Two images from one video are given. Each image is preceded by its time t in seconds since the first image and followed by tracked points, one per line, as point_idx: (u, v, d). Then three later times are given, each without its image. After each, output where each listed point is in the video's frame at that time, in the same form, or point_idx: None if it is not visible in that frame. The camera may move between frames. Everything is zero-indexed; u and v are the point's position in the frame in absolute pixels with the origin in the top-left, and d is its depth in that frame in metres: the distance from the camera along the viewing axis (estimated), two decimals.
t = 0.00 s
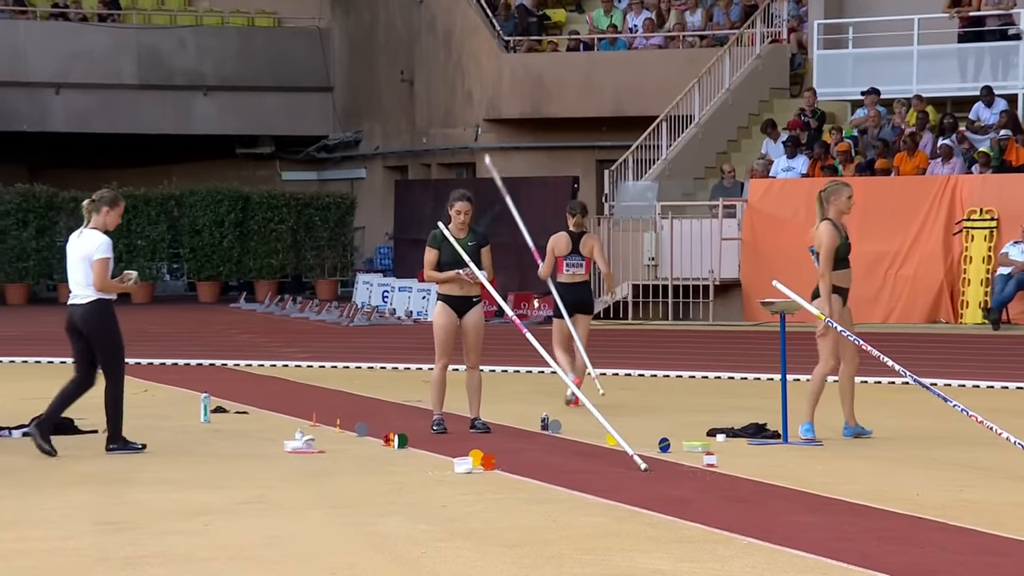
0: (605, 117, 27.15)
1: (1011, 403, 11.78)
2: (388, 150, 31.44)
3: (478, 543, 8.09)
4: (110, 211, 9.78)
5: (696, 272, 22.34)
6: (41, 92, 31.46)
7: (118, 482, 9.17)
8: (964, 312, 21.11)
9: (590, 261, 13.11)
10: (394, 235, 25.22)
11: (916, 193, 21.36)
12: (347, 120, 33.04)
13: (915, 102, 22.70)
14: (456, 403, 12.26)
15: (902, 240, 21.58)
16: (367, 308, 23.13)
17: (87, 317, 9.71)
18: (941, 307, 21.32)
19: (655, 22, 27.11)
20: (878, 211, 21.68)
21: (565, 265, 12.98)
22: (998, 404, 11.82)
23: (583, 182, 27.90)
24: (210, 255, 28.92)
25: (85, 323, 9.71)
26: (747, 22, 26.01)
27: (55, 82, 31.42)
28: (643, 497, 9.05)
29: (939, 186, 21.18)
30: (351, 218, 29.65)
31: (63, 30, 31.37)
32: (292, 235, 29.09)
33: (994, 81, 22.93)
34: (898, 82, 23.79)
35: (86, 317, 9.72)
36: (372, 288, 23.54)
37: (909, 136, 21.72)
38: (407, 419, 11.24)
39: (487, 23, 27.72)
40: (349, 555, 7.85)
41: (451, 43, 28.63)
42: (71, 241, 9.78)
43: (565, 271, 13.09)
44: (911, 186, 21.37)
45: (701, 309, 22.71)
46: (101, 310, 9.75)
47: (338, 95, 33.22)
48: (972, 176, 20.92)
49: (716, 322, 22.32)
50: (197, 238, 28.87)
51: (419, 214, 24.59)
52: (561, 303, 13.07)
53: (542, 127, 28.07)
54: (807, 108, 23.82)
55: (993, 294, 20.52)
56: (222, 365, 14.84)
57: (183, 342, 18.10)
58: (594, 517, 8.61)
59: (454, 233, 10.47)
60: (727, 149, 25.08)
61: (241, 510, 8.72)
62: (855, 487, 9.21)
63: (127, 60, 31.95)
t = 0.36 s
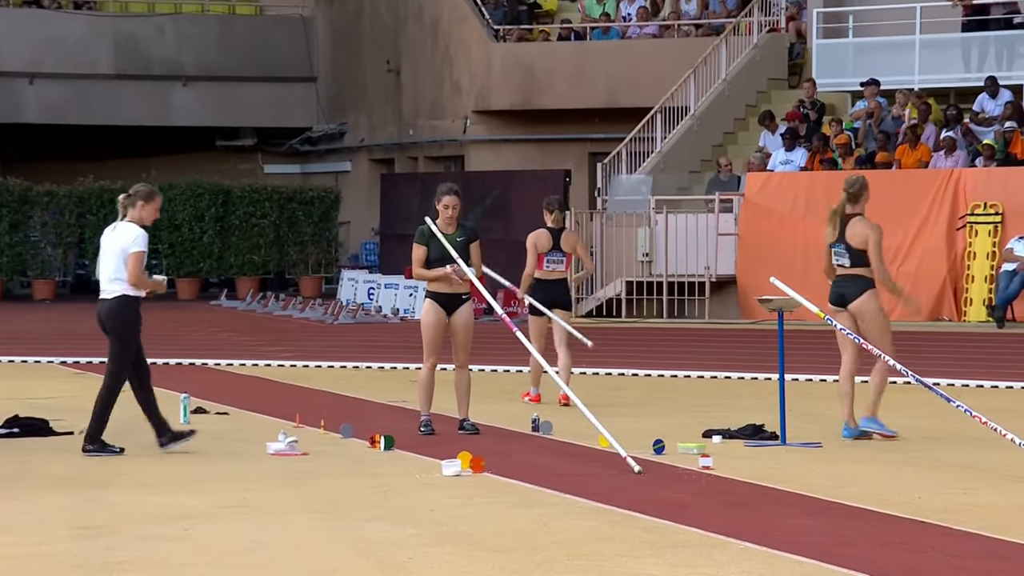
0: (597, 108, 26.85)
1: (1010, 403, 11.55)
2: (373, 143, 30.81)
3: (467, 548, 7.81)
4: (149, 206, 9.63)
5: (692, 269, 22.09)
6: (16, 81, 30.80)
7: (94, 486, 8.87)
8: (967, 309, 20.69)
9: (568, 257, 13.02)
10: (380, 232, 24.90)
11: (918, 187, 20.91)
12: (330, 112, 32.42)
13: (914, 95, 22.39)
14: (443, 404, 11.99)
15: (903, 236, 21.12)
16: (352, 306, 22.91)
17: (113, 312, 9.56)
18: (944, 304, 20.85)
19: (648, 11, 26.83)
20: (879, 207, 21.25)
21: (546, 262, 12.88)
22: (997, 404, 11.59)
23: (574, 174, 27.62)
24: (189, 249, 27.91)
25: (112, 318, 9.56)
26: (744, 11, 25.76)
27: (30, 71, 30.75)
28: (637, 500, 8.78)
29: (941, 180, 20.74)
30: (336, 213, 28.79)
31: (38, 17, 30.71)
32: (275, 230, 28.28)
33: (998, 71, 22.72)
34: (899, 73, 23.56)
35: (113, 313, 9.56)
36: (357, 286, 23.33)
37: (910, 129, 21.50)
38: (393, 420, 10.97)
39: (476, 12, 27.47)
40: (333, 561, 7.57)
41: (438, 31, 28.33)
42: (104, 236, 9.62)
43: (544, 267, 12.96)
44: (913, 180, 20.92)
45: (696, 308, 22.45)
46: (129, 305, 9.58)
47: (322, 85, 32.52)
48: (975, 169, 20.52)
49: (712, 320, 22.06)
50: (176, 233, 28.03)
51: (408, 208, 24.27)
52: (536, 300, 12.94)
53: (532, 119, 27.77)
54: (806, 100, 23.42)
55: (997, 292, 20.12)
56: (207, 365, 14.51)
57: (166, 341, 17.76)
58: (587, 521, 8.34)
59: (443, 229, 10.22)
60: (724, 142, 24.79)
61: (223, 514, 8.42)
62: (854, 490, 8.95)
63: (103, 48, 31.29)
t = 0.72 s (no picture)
0: (590, 99, 26.34)
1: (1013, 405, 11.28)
2: (359, 135, 29.97)
3: (455, 553, 7.52)
4: (200, 209, 9.39)
5: (687, 265, 21.80)
6: None
7: (69, 490, 8.57)
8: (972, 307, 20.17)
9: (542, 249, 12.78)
10: (366, 226, 24.60)
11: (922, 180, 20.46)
12: (316, 103, 31.22)
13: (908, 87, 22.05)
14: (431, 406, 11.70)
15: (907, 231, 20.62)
16: (336, 303, 22.61)
17: (143, 309, 9.32)
18: (949, 302, 20.31)
19: None
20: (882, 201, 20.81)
21: (518, 254, 12.63)
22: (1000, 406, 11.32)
23: (567, 168, 27.04)
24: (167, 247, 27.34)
25: (140, 316, 9.32)
26: None
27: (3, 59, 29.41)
28: (631, 504, 8.50)
29: (946, 174, 20.28)
30: (319, 208, 28.41)
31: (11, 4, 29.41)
32: (256, 225, 27.78)
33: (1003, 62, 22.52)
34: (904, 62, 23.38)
35: (143, 310, 9.32)
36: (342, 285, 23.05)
37: (914, 122, 20.93)
38: (379, 421, 10.69)
39: None
40: (316, 566, 7.28)
41: (425, 20, 27.68)
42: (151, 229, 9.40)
43: (517, 260, 12.71)
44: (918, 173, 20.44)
45: (695, 305, 22.05)
46: (159, 305, 9.35)
47: (305, 76, 31.42)
48: (981, 162, 20.06)
49: (708, 318, 21.66)
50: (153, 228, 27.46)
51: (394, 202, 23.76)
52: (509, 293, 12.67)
53: (522, 110, 27.15)
54: (806, 91, 23.09)
55: (1002, 289, 19.59)
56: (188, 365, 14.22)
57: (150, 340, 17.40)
58: (580, 526, 8.05)
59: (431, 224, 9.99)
60: (721, 134, 24.49)
61: (203, 519, 8.13)
62: (856, 494, 8.68)
63: (78, 35, 29.97)
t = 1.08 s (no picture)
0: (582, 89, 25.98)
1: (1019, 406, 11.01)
2: (345, 126, 29.43)
3: (445, 559, 7.23)
4: (264, 250, 9.24)
5: (686, 261, 21.52)
6: None
7: (45, 494, 8.27)
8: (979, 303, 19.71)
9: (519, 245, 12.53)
10: (352, 222, 24.28)
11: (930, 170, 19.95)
12: (298, 94, 30.77)
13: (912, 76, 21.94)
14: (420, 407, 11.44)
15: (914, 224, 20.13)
16: (321, 300, 22.34)
17: (162, 309, 9.29)
18: (955, 299, 19.85)
19: None
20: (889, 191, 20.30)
21: (497, 249, 12.36)
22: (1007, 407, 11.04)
23: (559, 160, 26.66)
24: (148, 241, 27.14)
25: (162, 315, 9.28)
26: None
27: None
28: (627, 508, 8.22)
29: (954, 165, 19.80)
30: (304, 201, 28.23)
31: None
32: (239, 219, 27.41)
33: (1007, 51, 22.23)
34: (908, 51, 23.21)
35: (162, 310, 9.29)
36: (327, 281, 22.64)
37: (919, 113, 20.59)
38: (367, 421, 10.43)
39: None
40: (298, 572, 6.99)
41: (412, 9, 27.19)
42: (210, 246, 9.33)
43: (495, 256, 12.42)
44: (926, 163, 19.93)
45: (692, 303, 21.79)
46: (180, 308, 9.30)
47: (288, 65, 30.95)
48: (989, 154, 19.59)
49: (706, 315, 21.35)
50: (133, 222, 27.10)
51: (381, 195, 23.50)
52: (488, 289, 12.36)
53: (513, 102, 26.73)
54: (807, 81, 22.77)
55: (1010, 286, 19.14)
56: (173, 364, 13.93)
57: (137, 338, 17.11)
58: (574, 530, 7.77)
59: (418, 218, 9.71)
60: (720, 124, 24.16)
61: (184, 524, 7.84)
62: (860, 498, 8.40)
63: (54, 24, 29.48)
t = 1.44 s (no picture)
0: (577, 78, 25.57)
1: None
2: (333, 116, 28.88)
3: (435, 563, 6.96)
4: (285, 318, 8.75)
5: (685, 256, 21.20)
6: None
7: (22, 498, 7.98)
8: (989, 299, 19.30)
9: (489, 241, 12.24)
10: (339, 214, 24.01)
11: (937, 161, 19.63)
12: (286, 83, 29.96)
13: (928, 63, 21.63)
14: (410, 407, 11.17)
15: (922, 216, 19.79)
16: (308, 297, 22.01)
17: (167, 312, 9.06)
18: (964, 295, 19.44)
19: None
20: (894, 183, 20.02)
21: (469, 245, 12.03)
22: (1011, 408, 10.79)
23: (554, 150, 26.28)
24: (129, 236, 26.62)
25: (168, 317, 9.06)
26: None
27: None
28: (624, 512, 7.95)
29: (962, 157, 19.44)
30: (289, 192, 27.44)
31: None
32: (222, 212, 26.72)
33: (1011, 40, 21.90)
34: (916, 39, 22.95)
35: (169, 314, 9.07)
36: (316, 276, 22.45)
37: (928, 102, 20.37)
38: (356, 422, 10.16)
39: None
40: None
41: None
42: (243, 287, 8.88)
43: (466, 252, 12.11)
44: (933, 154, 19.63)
45: (691, 299, 21.50)
46: (188, 315, 9.05)
47: (274, 52, 30.13)
48: (997, 145, 19.23)
49: (707, 311, 21.07)
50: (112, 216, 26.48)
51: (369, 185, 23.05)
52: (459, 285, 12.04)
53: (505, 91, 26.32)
54: (811, 68, 22.37)
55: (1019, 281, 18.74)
56: (159, 364, 13.62)
57: (123, 335, 16.77)
58: (569, 534, 7.51)
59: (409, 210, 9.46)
60: (720, 114, 23.95)
61: (166, 527, 7.56)
62: (864, 500, 8.13)
63: (30, 11, 28.68)
